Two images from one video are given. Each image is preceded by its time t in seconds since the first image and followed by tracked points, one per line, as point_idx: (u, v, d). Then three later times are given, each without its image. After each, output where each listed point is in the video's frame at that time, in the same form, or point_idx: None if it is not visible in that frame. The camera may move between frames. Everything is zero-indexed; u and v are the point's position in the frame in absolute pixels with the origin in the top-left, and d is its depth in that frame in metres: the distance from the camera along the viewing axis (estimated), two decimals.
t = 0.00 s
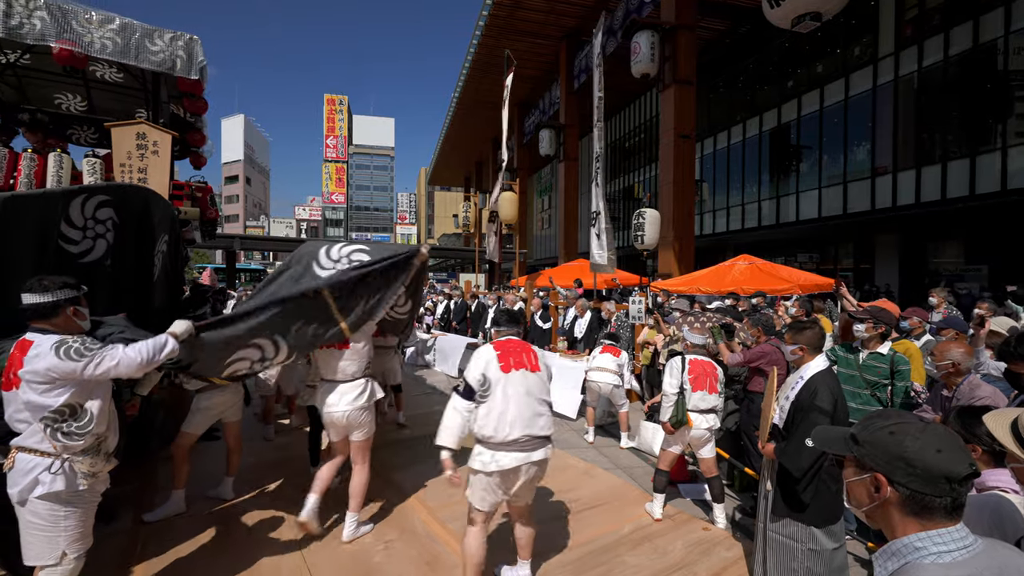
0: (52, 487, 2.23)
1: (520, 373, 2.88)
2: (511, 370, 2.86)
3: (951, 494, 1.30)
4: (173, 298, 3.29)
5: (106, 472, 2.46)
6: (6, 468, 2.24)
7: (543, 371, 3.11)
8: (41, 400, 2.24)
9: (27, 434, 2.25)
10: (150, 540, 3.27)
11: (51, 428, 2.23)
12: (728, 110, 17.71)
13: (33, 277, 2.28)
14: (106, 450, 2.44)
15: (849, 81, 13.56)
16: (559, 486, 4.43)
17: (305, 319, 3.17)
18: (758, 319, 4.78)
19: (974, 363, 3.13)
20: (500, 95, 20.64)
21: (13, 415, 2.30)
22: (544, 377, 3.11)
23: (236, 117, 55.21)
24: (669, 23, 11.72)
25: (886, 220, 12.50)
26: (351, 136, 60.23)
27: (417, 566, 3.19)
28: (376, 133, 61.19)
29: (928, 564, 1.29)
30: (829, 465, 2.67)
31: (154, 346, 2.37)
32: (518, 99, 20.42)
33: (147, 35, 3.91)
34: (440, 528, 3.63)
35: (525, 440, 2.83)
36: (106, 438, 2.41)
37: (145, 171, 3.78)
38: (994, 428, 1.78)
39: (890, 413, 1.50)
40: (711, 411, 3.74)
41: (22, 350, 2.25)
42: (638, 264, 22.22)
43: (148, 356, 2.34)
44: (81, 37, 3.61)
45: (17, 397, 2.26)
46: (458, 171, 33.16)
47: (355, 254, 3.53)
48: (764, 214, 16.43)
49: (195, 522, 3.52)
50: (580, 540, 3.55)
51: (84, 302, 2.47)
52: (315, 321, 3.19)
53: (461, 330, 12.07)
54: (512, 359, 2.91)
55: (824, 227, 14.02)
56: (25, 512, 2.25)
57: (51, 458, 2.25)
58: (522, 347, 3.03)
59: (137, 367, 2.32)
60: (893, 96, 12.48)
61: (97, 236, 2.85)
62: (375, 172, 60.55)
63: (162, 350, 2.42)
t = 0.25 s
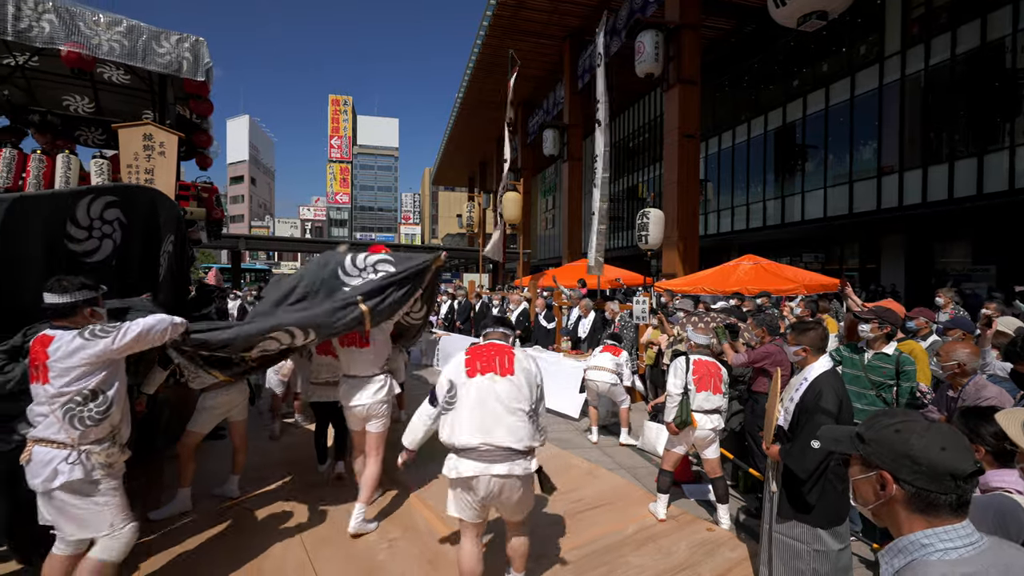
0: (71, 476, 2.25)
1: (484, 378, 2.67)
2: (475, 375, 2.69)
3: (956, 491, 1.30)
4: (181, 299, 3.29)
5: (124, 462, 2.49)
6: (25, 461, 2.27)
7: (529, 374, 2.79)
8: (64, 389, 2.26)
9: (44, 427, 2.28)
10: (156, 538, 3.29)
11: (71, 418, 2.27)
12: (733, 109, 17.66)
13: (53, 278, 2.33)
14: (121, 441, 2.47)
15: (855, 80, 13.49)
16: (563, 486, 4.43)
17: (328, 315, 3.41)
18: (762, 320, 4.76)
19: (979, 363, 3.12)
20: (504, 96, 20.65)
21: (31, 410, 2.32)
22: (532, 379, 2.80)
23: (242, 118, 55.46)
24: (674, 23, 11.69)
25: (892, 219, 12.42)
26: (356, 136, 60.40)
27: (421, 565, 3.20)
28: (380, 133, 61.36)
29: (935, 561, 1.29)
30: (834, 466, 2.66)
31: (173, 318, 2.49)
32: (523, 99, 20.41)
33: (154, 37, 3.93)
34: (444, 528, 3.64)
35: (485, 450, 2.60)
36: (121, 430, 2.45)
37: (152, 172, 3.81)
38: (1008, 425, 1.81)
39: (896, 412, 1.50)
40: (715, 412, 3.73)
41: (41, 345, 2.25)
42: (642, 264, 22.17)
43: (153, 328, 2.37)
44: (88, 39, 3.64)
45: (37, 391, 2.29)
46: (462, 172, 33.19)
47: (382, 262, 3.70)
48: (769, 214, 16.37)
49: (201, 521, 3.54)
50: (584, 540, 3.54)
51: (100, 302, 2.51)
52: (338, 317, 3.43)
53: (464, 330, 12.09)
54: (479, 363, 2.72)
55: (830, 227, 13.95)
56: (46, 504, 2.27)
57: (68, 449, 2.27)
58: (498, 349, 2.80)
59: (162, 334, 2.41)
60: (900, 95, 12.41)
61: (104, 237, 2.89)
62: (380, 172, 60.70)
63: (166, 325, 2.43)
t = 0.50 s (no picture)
0: (113, 467, 2.29)
1: (464, 385, 2.51)
2: (456, 382, 2.54)
3: (971, 481, 1.30)
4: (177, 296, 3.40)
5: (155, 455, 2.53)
6: (62, 454, 2.28)
7: (513, 382, 2.49)
8: (107, 379, 2.31)
9: (82, 421, 2.31)
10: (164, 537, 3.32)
11: (114, 409, 2.33)
12: (738, 109, 17.58)
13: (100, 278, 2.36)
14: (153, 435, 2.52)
15: (862, 79, 13.41)
16: (568, 486, 4.43)
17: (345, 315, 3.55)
18: (768, 320, 4.73)
19: (987, 363, 3.09)
20: (509, 95, 20.67)
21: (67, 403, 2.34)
22: (517, 387, 2.50)
23: (248, 119, 55.79)
24: (679, 22, 11.66)
25: (900, 219, 12.33)
26: (361, 137, 60.58)
27: (426, 565, 3.21)
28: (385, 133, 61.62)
29: (951, 550, 1.28)
30: (842, 468, 2.65)
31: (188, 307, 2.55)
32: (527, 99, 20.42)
33: (161, 39, 3.97)
34: (449, 527, 3.64)
35: (458, 461, 2.43)
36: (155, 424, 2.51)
37: (159, 173, 3.84)
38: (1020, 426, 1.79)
39: (912, 406, 1.49)
40: (720, 412, 3.72)
41: (83, 342, 2.31)
42: (647, 264, 22.13)
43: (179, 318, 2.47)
44: (97, 41, 3.68)
45: (77, 384, 2.32)
46: (466, 172, 33.25)
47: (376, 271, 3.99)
48: (774, 214, 16.30)
49: (207, 520, 3.56)
50: (588, 540, 3.54)
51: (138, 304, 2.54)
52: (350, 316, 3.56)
53: (469, 330, 12.10)
54: (464, 368, 2.56)
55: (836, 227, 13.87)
56: (89, 496, 2.30)
57: (107, 442, 2.31)
58: (484, 354, 2.58)
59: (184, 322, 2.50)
60: (907, 93, 12.31)
61: (111, 236, 2.94)
62: (385, 172, 60.89)
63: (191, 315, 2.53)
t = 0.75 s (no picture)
0: (185, 458, 2.56)
1: (452, 401, 2.27)
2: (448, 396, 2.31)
3: (987, 473, 1.29)
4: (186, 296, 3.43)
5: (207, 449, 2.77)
6: (132, 448, 2.49)
7: (497, 401, 2.17)
8: (174, 379, 2.57)
9: (151, 418, 2.53)
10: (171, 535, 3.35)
11: (181, 405, 2.58)
12: (745, 108, 17.50)
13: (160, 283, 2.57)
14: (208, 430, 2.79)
15: (869, 77, 13.31)
16: (573, 486, 4.44)
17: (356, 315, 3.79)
18: (774, 320, 4.71)
19: (997, 365, 3.06)
20: (514, 96, 20.67)
21: (131, 401, 2.55)
22: (504, 407, 2.17)
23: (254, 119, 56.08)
24: (684, 21, 11.62)
25: (907, 218, 12.24)
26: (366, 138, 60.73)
27: (432, 564, 3.22)
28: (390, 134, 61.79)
29: (971, 541, 1.27)
30: (851, 471, 2.65)
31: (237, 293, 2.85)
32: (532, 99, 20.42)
33: (169, 42, 4.00)
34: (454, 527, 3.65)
35: (440, 482, 2.22)
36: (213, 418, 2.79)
37: (167, 174, 3.87)
38: None
39: (929, 401, 1.48)
40: (726, 413, 3.70)
41: (148, 344, 2.52)
42: (652, 264, 22.07)
43: (233, 304, 2.77)
44: (106, 43, 3.71)
45: (143, 383, 2.53)
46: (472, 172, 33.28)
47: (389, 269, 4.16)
48: (781, 214, 16.22)
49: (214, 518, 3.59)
50: (593, 540, 3.54)
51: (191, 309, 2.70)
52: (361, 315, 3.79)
53: (474, 330, 12.12)
54: (456, 381, 2.31)
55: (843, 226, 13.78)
56: (159, 486, 2.53)
57: (177, 435, 2.57)
58: (480, 366, 2.30)
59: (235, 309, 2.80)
60: (916, 92, 12.21)
61: (120, 237, 2.95)
62: (390, 173, 61.06)
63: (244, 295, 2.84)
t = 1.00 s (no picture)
0: (245, 441, 2.72)
1: (449, 401, 2.24)
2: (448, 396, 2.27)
3: (1000, 470, 1.29)
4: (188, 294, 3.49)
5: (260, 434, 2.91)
6: (197, 435, 2.64)
7: (494, 407, 2.11)
8: (232, 370, 2.70)
9: (214, 405, 2.68)
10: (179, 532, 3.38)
11: (240, 393, 2.74)
12: (751, 107, 17.43)
13: (215, 281, 2.82)
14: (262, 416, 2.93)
15: (876, 76, 13.22)
16: (578, 486, 4.43)
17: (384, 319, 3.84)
18: (780, 320, 4.68)
19: (1007, 365, 3.03)
20: (519, 96, 20.67)
21: (192, 391, 2.69)
22: (501, 412, 2.10)
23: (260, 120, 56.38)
24: (690, 20, 11.57)
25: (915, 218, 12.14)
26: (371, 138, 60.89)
27: (437, 563, 3.22)
28: (396, 134, 61.97)
29: (987, 535, 1.25)
30: (860, 472, 2.63)
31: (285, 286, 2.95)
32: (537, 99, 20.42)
33: (177, 43, 4.03)
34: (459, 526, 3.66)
35: (435, 488, 2.19)
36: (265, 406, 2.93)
37: (175, 175, 3.90)
38: None
39: (941, 399, 1.48)
40: (733, 412, 3.69)
41: (210, 338, 2.65)
42: (657, 264, 22.01)
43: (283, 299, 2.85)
44: (115, 45, 3.74)
45: (203, 374, 2.67)
46: (476, 172, 33.32)
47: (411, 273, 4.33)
48: (787, 213, 16.14)
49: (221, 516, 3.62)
50: (598, 540, 3.54)
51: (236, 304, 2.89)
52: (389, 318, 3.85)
53: (478, 330, 12.13)
54: (457, 381, 2.29)
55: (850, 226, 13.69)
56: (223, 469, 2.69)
57: (236, 420, 2.72)
58: (482, 367, 2.25)
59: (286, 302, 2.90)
60: (924, 90, 12.11)
61: (128, 237, 3.01)
62: (395, 173, 61.23)
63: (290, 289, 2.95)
